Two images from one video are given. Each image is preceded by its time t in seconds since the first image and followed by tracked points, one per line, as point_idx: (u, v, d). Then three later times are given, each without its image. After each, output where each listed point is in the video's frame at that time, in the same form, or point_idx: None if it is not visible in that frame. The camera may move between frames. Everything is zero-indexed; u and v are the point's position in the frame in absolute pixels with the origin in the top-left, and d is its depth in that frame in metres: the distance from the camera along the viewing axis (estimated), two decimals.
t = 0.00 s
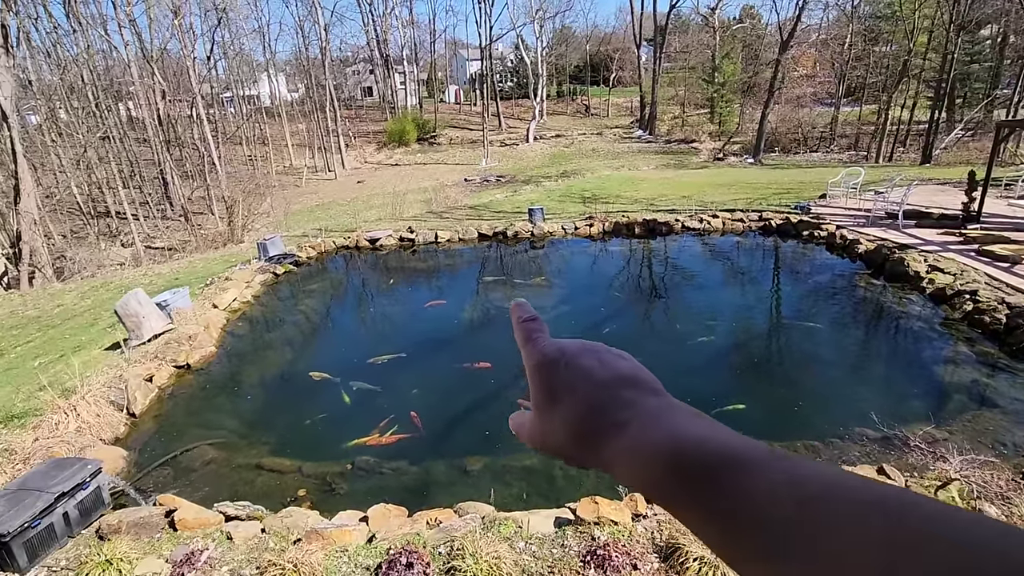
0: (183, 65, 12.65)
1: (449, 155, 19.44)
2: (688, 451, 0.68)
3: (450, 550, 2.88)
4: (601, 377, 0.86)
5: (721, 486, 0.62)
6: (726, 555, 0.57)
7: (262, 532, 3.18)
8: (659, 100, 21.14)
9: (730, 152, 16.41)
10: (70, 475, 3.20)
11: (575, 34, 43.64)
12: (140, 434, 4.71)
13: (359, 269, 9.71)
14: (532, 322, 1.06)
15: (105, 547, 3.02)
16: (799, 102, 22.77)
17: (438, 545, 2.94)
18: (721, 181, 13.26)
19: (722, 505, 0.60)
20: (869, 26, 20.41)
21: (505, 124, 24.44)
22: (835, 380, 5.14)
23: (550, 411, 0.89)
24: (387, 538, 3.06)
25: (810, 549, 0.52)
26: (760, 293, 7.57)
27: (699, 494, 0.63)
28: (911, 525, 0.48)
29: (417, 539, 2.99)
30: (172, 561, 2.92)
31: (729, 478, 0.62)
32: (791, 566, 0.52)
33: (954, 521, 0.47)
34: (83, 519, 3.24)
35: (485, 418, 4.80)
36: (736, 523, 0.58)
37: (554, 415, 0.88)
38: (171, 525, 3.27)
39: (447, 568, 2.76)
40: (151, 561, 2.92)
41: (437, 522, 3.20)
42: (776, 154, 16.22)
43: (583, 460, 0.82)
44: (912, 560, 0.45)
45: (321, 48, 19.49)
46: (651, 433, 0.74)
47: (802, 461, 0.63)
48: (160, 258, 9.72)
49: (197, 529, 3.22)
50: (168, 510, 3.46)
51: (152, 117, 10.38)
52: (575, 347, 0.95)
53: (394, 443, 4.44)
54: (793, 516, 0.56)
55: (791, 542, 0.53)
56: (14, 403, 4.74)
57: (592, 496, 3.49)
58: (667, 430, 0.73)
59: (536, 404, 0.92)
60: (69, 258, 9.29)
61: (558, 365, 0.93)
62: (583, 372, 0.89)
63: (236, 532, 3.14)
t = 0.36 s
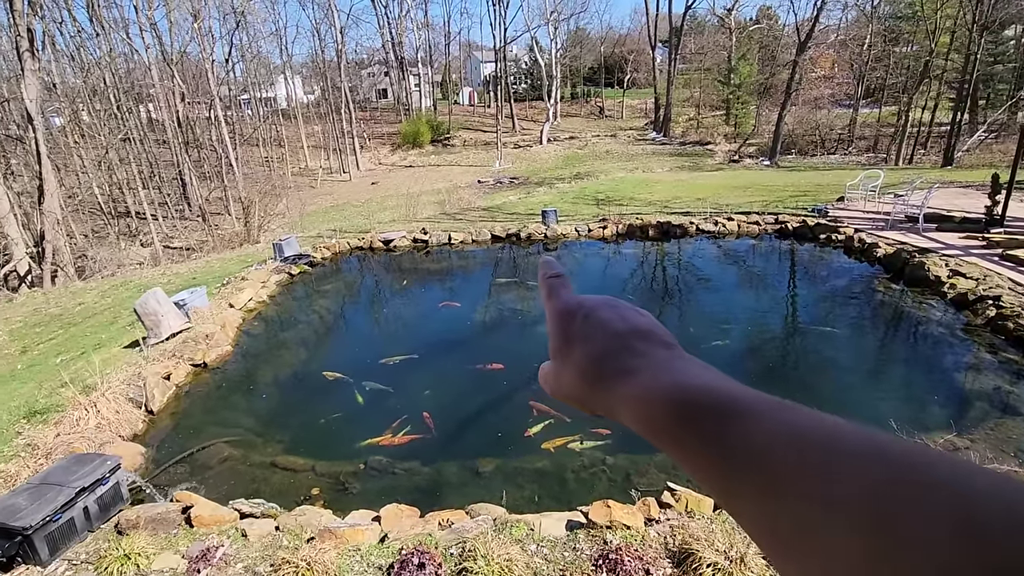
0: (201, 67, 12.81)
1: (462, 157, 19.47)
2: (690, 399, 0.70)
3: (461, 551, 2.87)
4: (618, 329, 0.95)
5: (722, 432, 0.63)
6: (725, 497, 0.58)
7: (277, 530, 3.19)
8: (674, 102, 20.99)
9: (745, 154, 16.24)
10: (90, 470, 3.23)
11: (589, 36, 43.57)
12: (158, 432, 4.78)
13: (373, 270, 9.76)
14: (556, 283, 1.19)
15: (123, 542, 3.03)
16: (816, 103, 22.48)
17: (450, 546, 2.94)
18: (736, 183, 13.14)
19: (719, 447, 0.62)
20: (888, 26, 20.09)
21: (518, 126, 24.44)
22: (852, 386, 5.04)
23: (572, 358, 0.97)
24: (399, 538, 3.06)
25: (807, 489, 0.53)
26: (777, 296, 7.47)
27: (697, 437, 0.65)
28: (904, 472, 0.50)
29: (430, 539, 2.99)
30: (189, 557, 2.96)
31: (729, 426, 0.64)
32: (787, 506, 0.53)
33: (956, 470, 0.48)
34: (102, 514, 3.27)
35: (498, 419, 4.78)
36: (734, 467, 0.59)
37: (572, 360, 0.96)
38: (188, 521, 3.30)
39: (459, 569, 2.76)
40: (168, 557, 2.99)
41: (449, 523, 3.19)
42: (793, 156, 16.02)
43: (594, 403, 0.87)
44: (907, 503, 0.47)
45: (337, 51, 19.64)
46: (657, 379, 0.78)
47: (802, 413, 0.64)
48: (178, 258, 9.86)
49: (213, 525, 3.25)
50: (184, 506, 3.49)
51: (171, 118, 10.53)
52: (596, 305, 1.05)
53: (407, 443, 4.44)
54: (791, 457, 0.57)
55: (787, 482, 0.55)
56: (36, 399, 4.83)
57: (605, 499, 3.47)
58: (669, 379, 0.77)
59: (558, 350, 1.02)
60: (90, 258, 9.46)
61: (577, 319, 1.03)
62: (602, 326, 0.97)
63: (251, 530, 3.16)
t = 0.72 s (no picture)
0: (214, 69, 12.94)
1: (472, 158, 19.51)
2: (696, 385, 0.70)
3: (470, 552, 2.87)
4: (628, 318, 0.92)
5: (720, 419, 0.63)
6: (723, 477, 0.59)
7: (286, 528, 3.21)
8: (684, 103, 20.89)
9: (756, 156, 16.13)
10: (103, 466, 3.27)
11: (599, 37, 43.49)
12: (170, 429, 4.82)
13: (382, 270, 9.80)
14: (569, 270, 1.16)
15: (136, 538, 3.06)
16: (829, 105, 22.28)
17: (458, 546, 2.94)
18: (747, 185, 13.05)
19: (721, 435, 0.62)
20: (903, 27, 19.88)
21: (528, 127, 24.45)
22: (865, 391, 4.96)
23: (584, 347, 0.95)
24: (407, 538, 3.07)
25: (802, 472, 0.53)
26: (788, 299, 7.40)
27: (705, 424, 0.64)
28: (887, 455, 0.50)
29: (438, 540, 2.99)
30: (199, 554, 2.98)
31: (729, 412, 0.63)
32: (782, 488, 0.54)
33: (939, 454, 0.48)
34: (115, 510, 3.30)
35: (507, 420, 4.77)
36: (731, 451, 0.59)
37: (585, 350, 0.94)
38: (199, 519, 3.32)
39: (466, 570, 2.75)
40: (179, 553, 2.99)
41: (457, 524, 3.19)
42: (805, 158, 15.88)
43: (605, 391, 0.86)
44: (892, 484, 0.47)
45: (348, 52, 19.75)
46: (665, 368, 0.77)
47: (801, 398, 0.63)
48: (190, 257, 9.95)
49: (224, 522, 3.27)
50: (195, 503, 3.51)
51: (185, 119, 10.64)
52: (609, 292, 1.02)
53: (415, 444, 4.44)
54: (787, 441, 0.56)
55: (786, 470, 0.54)
56: (51, 396, 4.88)
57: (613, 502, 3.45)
58: (678, 367, 0.76)
59: (570, 338, 1.00)
60: (104, 256, 9.57)
61: (588, 309, 1.00)
62: (613, 315, 0.95)
63: (261, 527, 3.18)
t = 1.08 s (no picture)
0: (226, 70, 13.06)
1: (481, 159, 19.55)
2: (694, 375, 0.70)
3: (477, 552, 2.87)
4: (628, 309, 0.93)
5: (723, 411, 0.63)
6: (724, 469, 0.59)
7: (295, 526, 3.21)
8: (694, 105, 20.81)
9: (767, 158, 16.01)
10: (116, 462, 3.31)
11: (609, 38, 43.44)
12: (181, 426, 4.86)
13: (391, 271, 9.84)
14: (570, 265, 1.17)
15: (146, 533, 3.07)
16: (841, 107, 22.11)
17: (466, 546, 2.94)
18: (757, 187, 12.98)
19: (719, 425, 0.62)
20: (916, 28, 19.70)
21: (537, 128, 24.46)
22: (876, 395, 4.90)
23: (586, 339, 0.95)
24: (415, 538, 3.07)
25: (802, 463, 0.53)
26: (799, 302, 7.34)
27: (705, 415, 0.64)
28: (890, 445, 0.49)
29: (445, 539, 2.99)
30: (209, 550, 3.00)
31: (728, 402, 0.63)
32: (785, 481, 0.53)
33: (939, 445, 0.48)
34: (126, 506, 3.34)
35: (515, 421, 4.76)
36: (733, 443, 0.60)
37: (586, 342, 0.95)
38: (209, 515, 3.34)
39: (474, 570, 2.75)
40: (189, 549, 3.02)
41: (465, 524, 3.18)
42: (816, 159, 15.76)
43: (607, 381, 0.87)
44: (889, 474, 0.47)
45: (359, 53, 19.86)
46: (666, 359, 0.76)
47: (804, 388, 0.63)
48: (202, 256, 10.04)
49: (233, 520, 3.26)
50: (205, 500, 3.53)
51: (198, 119, 10.74)
52: (610, 285, 1.04)
53: (423, 443, 4.44)
54: (786, 433, 0.56)
55: (784, 460, 0.54)
56: (65, 392, 4.94)
57: (621, 504, 3.43)
58: (678, 357, 0.76)
59: (570, 330, 1.02)
60: (117, 255, 9.66)
61: (591, 301, 1.01)
62: (614, 307, 0.96)
63: (269, 525, 3.19)
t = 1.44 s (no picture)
0: (239, 71, 13.16)
1: (491, 160, 19.54)
2: (699, 359, 0.68)
3: (485, 553, 2.87)
4: (634, 289, 0.89)
5: (726, 392, 0.62)
6: (724, 451, 0.59)
7: (304, 524, 3.23)
8: (706, 106, 20.68)
9: (779, 160, 15.87)
10: (128, 458, 3.34)
11: (620, 40, 43.37)
12: (193, 424, 4.90)
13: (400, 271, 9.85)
14: (573, 234, 1.09)
15: (159, 529, 3.13)
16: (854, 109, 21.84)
17: (475, 547, 2.93)
18: (769, 189, 12.86)
19: (721, 408, 0.61)
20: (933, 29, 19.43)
21: (548, 129, 24.43)
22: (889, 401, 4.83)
23: (590, 319, 0.91)
24: (424, 537, 3.07)
25: (802, 444, 0.53)
26: (811, 306, 7.26)
27: (709, 397, 0.63)
28: (884, 425, 0.50)
29: (454, 539, 2.99)
30: (220, 546, 3.03)
31: (731, 383, 0.62)
32: (785, 460, 0.53)
33: (936, 425, 0.49)
34: (139, 502, 3.37)
35: (523, 423, 4.76)
36: (733, 423, 0.59)
37: (590, 322, 0.90)
38: (220, 512, 3.37)
39: (482, 571, 2.75)
40: (200, 545, 3.06)
41: (473, 524, 3.18)
42: (829, 162, 15.59)
43: (610, 363, 0.84)
44: (887, 454, 0.48)
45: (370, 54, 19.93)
46: (671, 343, 0.74)
47: (804, 369, 0.62)
48: (214, 255, 10.12)
49: (243, 517, 3.31)
50: (216, 498, 3.56)
51: (211, 120, 10.83)
52: (614, 260, 0.99)
53: (432, 444, 4.45)
54: (783, 414, 0.56)
55: (783, 441, 0.54)
56: (80, 388, 5.00)
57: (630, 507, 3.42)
58: (684, 342, 0.74)
59: (572, 306, 0.96)
60: (131, 253, 9.76)
61: (595, 278, 0.96)
62: (619, 286, 0.91)
63: (279, 522, 3.21)
